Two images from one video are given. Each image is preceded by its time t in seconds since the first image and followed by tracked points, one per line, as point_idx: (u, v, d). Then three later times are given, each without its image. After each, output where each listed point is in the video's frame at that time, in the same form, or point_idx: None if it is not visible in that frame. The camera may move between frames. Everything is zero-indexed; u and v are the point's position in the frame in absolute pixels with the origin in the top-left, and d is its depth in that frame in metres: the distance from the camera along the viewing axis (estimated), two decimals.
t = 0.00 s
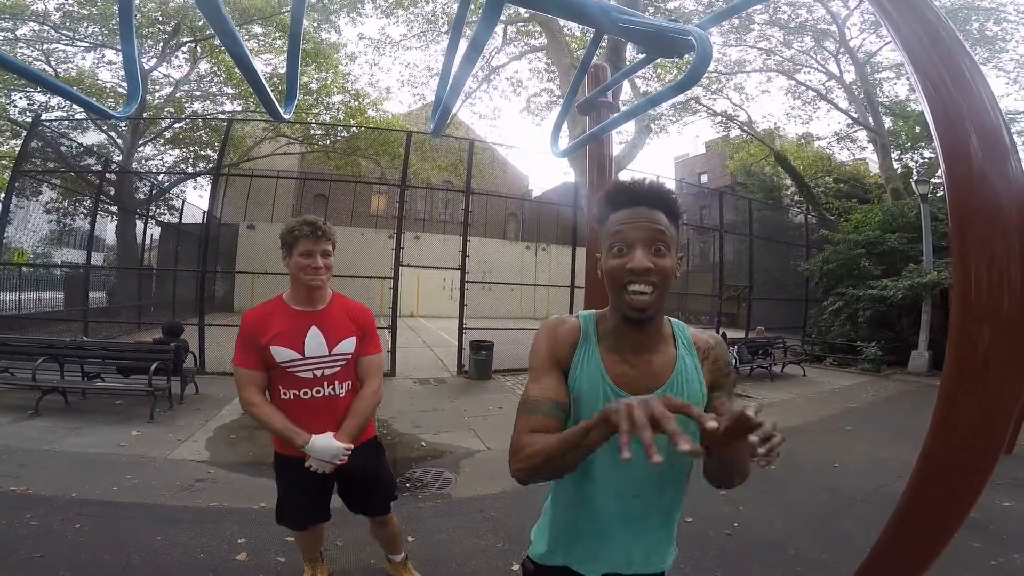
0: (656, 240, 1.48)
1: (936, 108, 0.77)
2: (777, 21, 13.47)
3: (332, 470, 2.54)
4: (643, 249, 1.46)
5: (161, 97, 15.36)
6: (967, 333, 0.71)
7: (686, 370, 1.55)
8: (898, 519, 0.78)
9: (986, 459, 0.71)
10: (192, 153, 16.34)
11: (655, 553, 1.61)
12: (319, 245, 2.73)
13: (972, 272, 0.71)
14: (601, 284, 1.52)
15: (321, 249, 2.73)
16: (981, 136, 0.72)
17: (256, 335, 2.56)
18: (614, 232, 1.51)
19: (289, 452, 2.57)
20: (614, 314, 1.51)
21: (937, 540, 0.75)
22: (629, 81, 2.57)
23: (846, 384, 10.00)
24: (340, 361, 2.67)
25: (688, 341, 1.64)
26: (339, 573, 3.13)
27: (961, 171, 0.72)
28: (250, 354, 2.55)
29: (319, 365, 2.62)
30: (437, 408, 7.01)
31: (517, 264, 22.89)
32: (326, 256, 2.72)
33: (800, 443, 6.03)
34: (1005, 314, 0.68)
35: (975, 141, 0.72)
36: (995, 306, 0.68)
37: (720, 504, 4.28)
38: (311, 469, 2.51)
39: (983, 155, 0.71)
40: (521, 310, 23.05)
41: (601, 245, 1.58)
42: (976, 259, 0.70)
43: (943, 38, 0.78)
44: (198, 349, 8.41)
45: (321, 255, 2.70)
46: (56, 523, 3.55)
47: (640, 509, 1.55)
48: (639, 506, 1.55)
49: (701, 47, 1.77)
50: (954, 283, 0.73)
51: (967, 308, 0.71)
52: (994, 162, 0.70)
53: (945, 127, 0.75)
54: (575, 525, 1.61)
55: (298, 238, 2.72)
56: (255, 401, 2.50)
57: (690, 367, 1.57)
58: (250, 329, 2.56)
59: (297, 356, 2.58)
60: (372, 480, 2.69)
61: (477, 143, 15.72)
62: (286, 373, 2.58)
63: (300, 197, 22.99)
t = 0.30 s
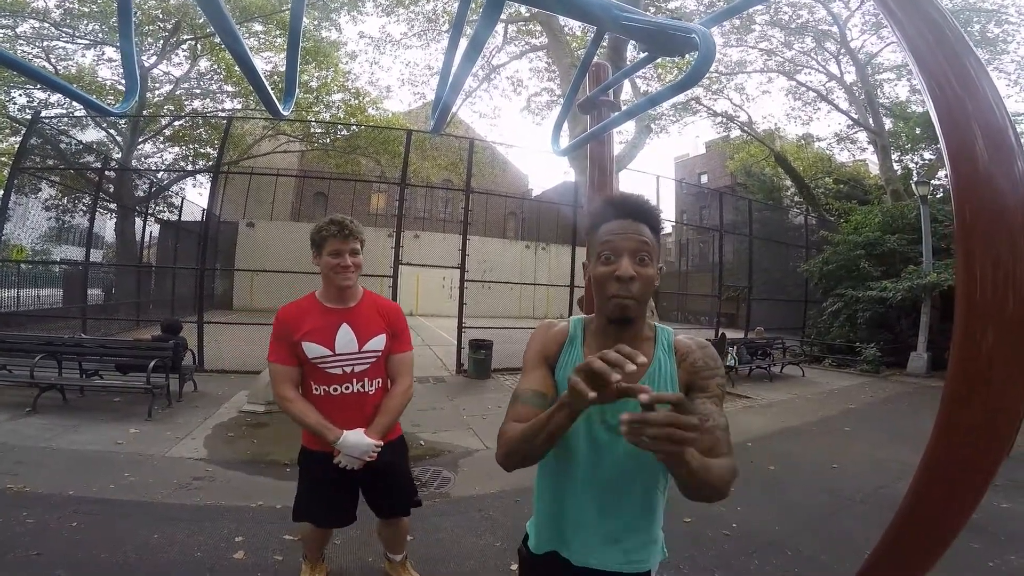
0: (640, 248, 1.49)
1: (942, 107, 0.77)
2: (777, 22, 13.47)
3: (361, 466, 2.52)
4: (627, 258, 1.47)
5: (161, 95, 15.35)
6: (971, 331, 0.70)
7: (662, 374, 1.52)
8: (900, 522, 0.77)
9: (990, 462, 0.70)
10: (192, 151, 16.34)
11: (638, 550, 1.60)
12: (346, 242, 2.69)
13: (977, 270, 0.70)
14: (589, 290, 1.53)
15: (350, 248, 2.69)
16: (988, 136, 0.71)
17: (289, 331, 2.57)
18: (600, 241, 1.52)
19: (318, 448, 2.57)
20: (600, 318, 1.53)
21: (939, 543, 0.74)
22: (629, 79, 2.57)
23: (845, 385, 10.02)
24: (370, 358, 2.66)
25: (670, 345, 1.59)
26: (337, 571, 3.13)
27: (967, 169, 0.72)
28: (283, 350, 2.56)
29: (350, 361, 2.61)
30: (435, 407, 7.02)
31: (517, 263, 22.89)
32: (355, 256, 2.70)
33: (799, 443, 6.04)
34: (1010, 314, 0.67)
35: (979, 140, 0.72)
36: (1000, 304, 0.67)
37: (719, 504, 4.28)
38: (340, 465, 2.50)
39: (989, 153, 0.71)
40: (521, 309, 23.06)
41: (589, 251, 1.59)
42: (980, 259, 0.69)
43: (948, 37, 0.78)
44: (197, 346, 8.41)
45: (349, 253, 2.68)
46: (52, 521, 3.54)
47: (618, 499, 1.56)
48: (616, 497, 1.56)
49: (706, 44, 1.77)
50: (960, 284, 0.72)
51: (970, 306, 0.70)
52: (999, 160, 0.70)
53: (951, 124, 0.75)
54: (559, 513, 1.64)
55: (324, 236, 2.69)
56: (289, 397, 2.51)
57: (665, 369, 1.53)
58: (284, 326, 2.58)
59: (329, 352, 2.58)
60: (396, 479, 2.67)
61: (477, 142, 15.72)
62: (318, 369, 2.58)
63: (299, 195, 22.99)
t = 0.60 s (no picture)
0: (624, 250, 1.54)
1: (950, 106, 0.77)
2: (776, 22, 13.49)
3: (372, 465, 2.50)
4: (613, 260, 1.52)
5: (159, 95, 15.30)
6: (978, 333, 0.71)
7: (638, 368, 1.53)
8: (906, 522, 0.78)
9: (997, 464, 0.70)
10: (190, 150, 16.31)
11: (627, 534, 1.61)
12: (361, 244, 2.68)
13: (984, 270, 0.70)
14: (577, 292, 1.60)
15: (365, 251, 2.69)
16: (995, 136, 0.72)
17: (309, 331, 2.61)
18: (585, 242, 1.59)
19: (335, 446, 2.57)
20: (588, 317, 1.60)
21: (944, 544, 0.75)
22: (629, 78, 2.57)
23: (843, 384, 10.04)
24: (383, 359, 2.59)
25: (652, 343, 1.57)
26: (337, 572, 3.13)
27: (974, 169, 0.73)
28: (305, 349, 2.61)
29: (364, 362, 2.57)
30: (435, 406, 7.02)
31: (515, 263, 22.89)
32: (370, 259, 2.68)
33: (798, 442, 6.05)
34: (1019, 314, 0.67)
35: (988, 138, 0.72)
36: (1006, 305, 0.68)
37: (718, 503, 4.29)
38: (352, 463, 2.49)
39: (998, 151, 0.71)
40: (519, 308, 23.05)
41: (577, 254, 1.64)
42: (988, 261, 0.70)
43: (955, 38, 0.78)
44: (195, 346, 8.40)
45: (365, 256, 2.66)
46: (51, 522, 3.54)
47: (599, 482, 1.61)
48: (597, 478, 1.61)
49: (708, 40, 1.77)
50: (966, 285, 0.73)
51: (976, 307, 0.71)
52: (1006, 160, 0.71)
53: (956, 125, 0.76)
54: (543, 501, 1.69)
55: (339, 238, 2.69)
56: (309, 395, 2.55)
57: (641, 366, 1.53)
58: (306, 326, 2.62)
59: (343, 352, 2.56)
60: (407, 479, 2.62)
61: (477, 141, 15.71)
62: (334, 369, 2.58)
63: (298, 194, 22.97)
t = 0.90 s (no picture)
0: (615, 251, 1.54)
1: (954, 103, 0.77)
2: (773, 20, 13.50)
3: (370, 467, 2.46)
4: (604, 262, 1.53)
5: (157, 97, 15.30)
6: (986, 332, 0.71)
7: (632, 365, 1.52)
8: (913, 523, 0.79)
9: (1006, 460, 0.70)
10: (188, 153, 16.33)
11: (623, 525, 1.59)
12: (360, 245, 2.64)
13: (991, 266, 0.71)
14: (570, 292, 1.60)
15: (363, 254, 2.65)
16: (1001, 132, 0.72)
17: (312, 333, 2.63)
18: (578, 243, 1.59)
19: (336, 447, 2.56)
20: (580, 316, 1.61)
21: (950, 546, 0.75)
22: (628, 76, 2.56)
23: (845, 381, 10.04)
24: (382, 361, 2.58)
25: (644, 339, 1.57)
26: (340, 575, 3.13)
27: (980, 164, 0.73)
28: (308, 351, 2.63)
29: (364, 364, 2.56)
30: (436, 408, 7.01)
31: (515, 263, 22.90)
32: (367, 262, 2.64)
33: (800, 440, 6.05)
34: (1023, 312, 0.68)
35: (993, 133, 0.72)
36: (1013, 300, 0.68)
37: (722, 502, 4.29)
38: (349, 464, 2.46)
39: (1001, 148, 0.71)
40: (519, 308, 23.06)
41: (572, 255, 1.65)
42: (996, 259, 0.70)
43: (960, 35, 0.78)
44: (196, 349, 8.39)
45: (362, 260, 2.63)
46: (53, 526, 3.53)
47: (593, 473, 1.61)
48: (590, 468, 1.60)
49: (709, 35, 1.77)
50: (972, 284, 0.73)
51: (985, 303, 0.71)
52: (1012, 155, 0.71)
53: (962, 121, 0.76)
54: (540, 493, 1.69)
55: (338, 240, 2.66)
56: (311, 396, 2.55)
57: (634, 363, 1.53)
58: (309, 328, 2.65)
59: (344, 355, 2.55)
60: (407, 480, 2.61)
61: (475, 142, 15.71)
62: (335, 372, 2.58)
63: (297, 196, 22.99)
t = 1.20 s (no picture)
0: (612, 243, 1.54)
1: (956, 101, 0.77)
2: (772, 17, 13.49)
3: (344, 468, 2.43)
4: (601, 253, 1.53)
5: (155, 97, 15.27)
6: (990, 329, 0.71)
7: (639, 357, 1.54)
8: (917, 522, 0.79)
9: (1011, 460, 0.70)
10: (186, 153, 16.31)
11: (626, 517, 1.61)
12: (342, 245, 2.53)
13: (995, 264, 0.71)
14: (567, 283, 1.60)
15: (335, 256, 2.49)
16: (1004, 129, 0.71)
17: (291, 329, 2.60)
18: (576, 238, 1.58)
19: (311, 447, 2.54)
20: (577, 306, 1.60)
21: (951, 547, 0.76)
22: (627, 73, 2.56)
23: (846, 379, 10.04)
24: (360, 361, 2.55)
25: (645, 331, 1.62)
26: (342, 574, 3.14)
27: (983, 161, 0.73)
28: (286, 348, 2.59)
29: (341, 363, 2.53)
30: (436, 407, 7.02)
31: (515, 261, 22.92)
32: (341, 263, 2.50)
33: (801, 438, 6.06)
34: None
35: (996, 130, 0.72)
36: (1017, 300, 0.68)
37: (722, 500, 4.30)
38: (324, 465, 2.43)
39: (1005, 144, 0.71)
40: (519, 307, 23.08)
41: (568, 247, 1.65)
42: (996, 258, 0.70)
43: (963, 31, 0.78)
44: (196, 349, 8.40)
45: (333, 261, 2.48)
46: (55, 527, 3.54)
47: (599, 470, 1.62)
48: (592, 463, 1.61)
49: (710, 33, 1.77)
50: (978, 281, 0.73)
51: (990, 300, 0.71)
52: (1016, 151, 0.70)
53: (965, 119, 0.75)
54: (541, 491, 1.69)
55: (320, 237, 2.54)
56: (286, 394, 2.52)
57: (639, 354, 1.55)
58: (288, 324, 2.61)
59: (321, 353, 2.52)
60: (385, 482, 2.59)
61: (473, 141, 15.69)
62: (312, 370, 2.55)
63: (296, 196, 22.99)
